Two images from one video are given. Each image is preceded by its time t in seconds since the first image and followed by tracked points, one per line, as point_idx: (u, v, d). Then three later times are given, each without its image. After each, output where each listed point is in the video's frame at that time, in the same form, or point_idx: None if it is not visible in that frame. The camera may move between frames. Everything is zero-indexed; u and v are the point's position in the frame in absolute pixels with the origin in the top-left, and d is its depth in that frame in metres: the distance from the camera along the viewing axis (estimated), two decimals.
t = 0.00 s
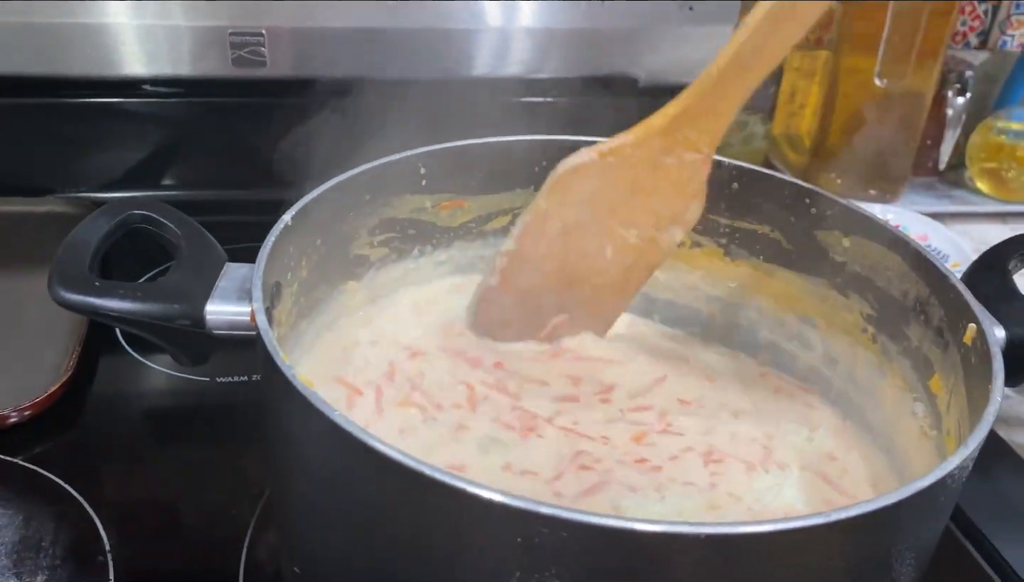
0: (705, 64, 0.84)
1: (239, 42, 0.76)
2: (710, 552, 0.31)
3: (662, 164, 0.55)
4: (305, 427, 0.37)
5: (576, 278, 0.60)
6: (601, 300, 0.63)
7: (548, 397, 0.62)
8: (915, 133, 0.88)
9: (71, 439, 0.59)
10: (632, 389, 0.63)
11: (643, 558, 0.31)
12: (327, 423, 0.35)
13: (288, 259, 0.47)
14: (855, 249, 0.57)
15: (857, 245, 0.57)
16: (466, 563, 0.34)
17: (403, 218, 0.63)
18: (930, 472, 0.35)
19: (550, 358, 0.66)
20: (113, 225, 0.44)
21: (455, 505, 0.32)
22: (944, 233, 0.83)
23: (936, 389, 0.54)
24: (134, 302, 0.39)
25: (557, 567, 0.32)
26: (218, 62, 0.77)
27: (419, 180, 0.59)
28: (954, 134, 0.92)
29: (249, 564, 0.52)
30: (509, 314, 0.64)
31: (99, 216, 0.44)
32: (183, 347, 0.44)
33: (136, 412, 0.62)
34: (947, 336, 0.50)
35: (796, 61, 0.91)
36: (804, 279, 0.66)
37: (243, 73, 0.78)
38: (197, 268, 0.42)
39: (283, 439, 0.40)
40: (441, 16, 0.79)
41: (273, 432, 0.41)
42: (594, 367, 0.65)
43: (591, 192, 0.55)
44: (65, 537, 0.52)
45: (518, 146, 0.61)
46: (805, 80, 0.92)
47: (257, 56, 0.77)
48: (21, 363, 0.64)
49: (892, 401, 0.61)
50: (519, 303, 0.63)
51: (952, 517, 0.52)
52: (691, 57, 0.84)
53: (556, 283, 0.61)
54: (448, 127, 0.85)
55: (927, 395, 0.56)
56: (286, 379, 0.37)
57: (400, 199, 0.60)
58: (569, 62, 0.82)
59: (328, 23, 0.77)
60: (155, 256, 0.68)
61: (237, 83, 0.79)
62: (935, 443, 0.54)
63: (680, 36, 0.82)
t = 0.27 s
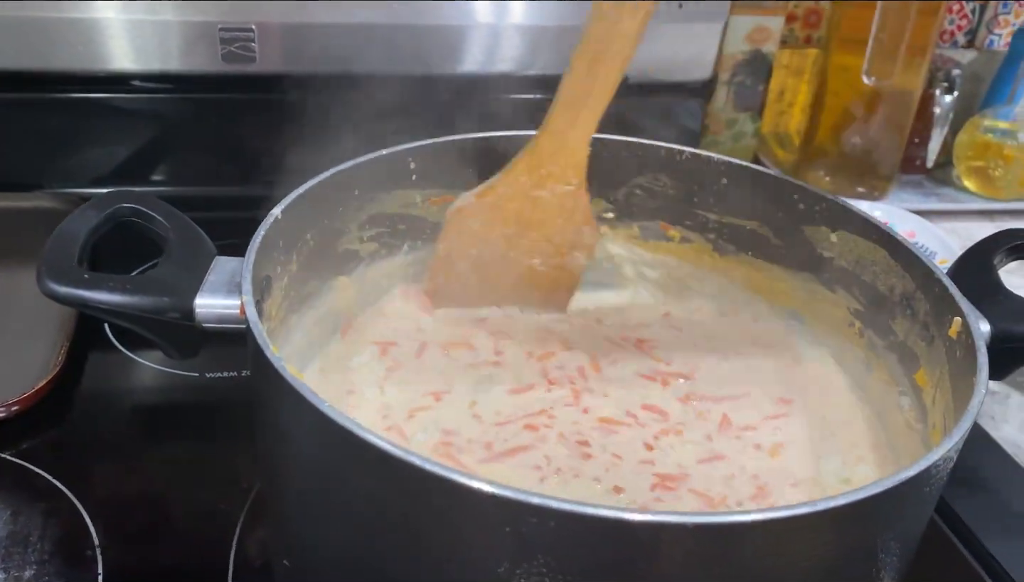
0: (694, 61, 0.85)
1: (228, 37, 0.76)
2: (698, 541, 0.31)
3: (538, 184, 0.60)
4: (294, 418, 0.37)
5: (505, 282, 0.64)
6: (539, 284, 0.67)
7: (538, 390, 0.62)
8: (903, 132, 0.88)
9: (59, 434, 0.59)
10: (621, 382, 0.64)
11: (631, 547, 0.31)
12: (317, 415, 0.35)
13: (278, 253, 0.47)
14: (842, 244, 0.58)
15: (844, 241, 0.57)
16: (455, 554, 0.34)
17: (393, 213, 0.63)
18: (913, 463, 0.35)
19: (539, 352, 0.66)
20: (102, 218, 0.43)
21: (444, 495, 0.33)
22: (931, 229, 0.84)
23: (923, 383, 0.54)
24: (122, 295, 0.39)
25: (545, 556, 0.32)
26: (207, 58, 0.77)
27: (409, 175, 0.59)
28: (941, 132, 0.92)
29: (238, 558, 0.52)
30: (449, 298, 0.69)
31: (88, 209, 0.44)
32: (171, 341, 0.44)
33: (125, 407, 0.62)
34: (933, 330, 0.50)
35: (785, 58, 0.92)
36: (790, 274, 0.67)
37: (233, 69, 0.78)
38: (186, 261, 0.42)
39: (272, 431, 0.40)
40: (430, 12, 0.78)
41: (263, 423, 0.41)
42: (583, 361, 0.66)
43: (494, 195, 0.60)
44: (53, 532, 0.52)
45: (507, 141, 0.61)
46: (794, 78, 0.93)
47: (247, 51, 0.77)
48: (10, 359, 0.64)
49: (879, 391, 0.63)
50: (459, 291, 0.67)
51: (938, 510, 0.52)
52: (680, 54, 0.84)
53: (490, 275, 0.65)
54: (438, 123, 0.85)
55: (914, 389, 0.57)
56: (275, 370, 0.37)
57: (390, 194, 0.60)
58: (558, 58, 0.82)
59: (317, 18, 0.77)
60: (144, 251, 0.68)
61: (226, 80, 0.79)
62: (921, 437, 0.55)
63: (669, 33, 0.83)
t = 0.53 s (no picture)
0: (690, 63, 0.86)
1: (227, 39, 0.77)
2: (698, 539, 0.31)
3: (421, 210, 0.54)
4: (297, 419, 0.38)
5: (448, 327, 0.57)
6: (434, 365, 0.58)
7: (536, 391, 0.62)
8: (898, 133, 0.89)
9: (61, 434, 0.59)
10: (619, 383, 0.64)
11: (631, 546, 0.32)
12: (321, 415, 0.36)
13: (280, 255, 0.48)
14: (839, 246, 0.58)
15: (841, 243, 0.58)
16: (458, 553, 0.34)
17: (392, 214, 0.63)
18: (909, 463, 0.35)
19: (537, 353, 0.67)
20: (106, 220, 0.44)
21: (446, 495, 0.33)
22: (926, 231, 0.84)
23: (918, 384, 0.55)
24: (126, 297, 0.39)
25: (548, 555, 0.33)
26: (206, 59, 0.77)
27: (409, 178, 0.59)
28: (937, 134, 0.94)
29: (239, 558, 0.52)
30: (358, 392, 0.58)
31: (92, 211, 0.44)
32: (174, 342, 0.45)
33: (126, 407, 0.62)
34: (928, 331, 0.51)
35: (781, 61, 0.91)
36: (786, 275, 0.67)
37: (231, 70, 0.79)
38: (189, 263, 0.42)
39: (274, 432, 0.41)
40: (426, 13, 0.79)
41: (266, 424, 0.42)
42: (581, 362, 0.66)
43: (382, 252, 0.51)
44: (55, 532, 0.52)
45: (506, 143, 0.61)
46: (789, 80, 0.93)
47: (246, 53, 0.78)
48: (11, 359, 0.65)
49: (873, 396, 0.62)
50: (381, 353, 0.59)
51: (933, 509, 0.53)
52: (676, 57, 0.85)
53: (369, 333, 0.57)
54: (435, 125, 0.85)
55: (909, 390, 0.57)
56: (279, 371, 0.37)
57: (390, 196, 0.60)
58: (554, 61, 0.83)
59: (315, 20, 0.77)
60: (145, 251, 0.68)
61: (225, 81, 0.79)
62: (916, 437, 0.55)
63: (665, 36, 0.83)
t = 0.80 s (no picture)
0: (691, 67, 0.86)
1: (231, 42, 0.77)
2: (704, 542, 0.32)
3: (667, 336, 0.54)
4: (305, 422, 0.38)
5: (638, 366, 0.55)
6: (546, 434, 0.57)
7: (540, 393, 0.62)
8: (898, 137, 0.90)
9: (64, 436, 0.59)
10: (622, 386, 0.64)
11: (638, 549, 0.32)
12: (329, 418, 0.36)
13: (286, 257, 0.48)
14: (841, 250, 0.59)
15: (843, 247, 0.58)
16: (465, 555, 0.35)
17: (397, 217, 0.63)
18: (914, 467, 0.36)
19: (541, 355, 0.67)
20: (113, 223, 0.44)
21: (454, 498, 0.33)
22: (927, 234, 0.85)
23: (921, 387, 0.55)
24: (134, 300, 0.40)
25: (555, 558, 0.33)
26: (210, 62, 0.78)
27: (414, 181, 0.60)
28: (937, 137, 0.94)
29: (244, 559, 0.52)
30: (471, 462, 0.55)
31: (99, 213, 0.44)
32: (180, 344, 0.45)
33: (130, 409, 0.62)
34: (930, 335, 0.51)
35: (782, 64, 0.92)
36: (790, 278, 0.67)
37: (233, 72, 0.79)
38: (195, 266, 0.42)
39: (282, 434, 0.41)
40: (428, 15, 0.79)
41: (273, 427, 0.42)
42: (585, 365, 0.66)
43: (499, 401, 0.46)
44: (60, 533, 0.52)
45: (511, 147, 0.61)
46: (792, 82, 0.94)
47: (249, 56, 0.78)
48: (14, 361, 0.65)
49: (878, 397, 0.63)
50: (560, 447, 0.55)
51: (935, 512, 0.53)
52: (677, 59, 0.85)
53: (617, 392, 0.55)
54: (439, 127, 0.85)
55: (911, 392, 0.57)
56: (288, 374, 0.38)
57: (394, 199, 0.60)
58: (554, 63, 0.83)
59: (317, 23, 0.78)
60: (148, 253, 0.68)
61: (231, 83, 0.80)
62: (918, 439, 0.56)
63: (666, 40, 0.84)
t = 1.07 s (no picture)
0: (693, 72, 0.87)
1: (235, 46, 0.77)
2: (708, 546, 0.32)
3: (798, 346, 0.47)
4: (311, 426, 0.38)
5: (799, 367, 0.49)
6: (685, 464, 0.52)
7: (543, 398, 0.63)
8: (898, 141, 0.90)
9: (69, 439, 0.60)
10: (623, 390, 0.65)
11: (642, 553, 0.32)
12: (335, 422, 0.36)
13: (291, 262, 0.48)
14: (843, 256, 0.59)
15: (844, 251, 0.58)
16: (471, 559, 0.35)
17: (400, 221, 0.64)
18: (915, 472, 0.36)
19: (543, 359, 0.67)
20: (119, 228, 0.44)
21: (460, 502, 0.33)
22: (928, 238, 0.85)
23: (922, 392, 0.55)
24: (141, 305, 0.40)
25: (560, 562, 0.33)
26: (214, 66, 0.78)
27: (417, 186, 0.60)
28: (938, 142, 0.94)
29: (249, 562, 0.52)
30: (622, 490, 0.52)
31: (106, 218, 0.44)
32: (187, 348, 0.45)
33: (135, 412, 0.63)
34: (931, 339, 0.51)
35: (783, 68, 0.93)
36: (791, 284, 0.67)
37: (237, 76, 0.79)
38: (201, 271, 0.42)
39: (288, 439, 0.41)
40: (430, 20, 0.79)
41: (278, 431, 0.42)
42: (587, 369, 0.67)
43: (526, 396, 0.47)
44: (66, 535, 0.52)
45: (514, 151, 0.62)
46: (792, 88, 0.94)
47: (253, 59, 0.78)
48: (19, 363, 0.65)
49: (878, 402, 0.63)
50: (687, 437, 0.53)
51: (936, 515, 0.53)
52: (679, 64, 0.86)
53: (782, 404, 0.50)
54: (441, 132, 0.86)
55: (912, 397, 0.58)
56: (295, 379, 0.38)
57: (398, 203, 0.60)
58: (556, 68, 0.83)
59: (320, 27, 0.78)
60: (153, 257, 0.68)
61: (233, 87, 0.80)
62: (920, 443, 0.56)
63: (668, 44, 0.84)
